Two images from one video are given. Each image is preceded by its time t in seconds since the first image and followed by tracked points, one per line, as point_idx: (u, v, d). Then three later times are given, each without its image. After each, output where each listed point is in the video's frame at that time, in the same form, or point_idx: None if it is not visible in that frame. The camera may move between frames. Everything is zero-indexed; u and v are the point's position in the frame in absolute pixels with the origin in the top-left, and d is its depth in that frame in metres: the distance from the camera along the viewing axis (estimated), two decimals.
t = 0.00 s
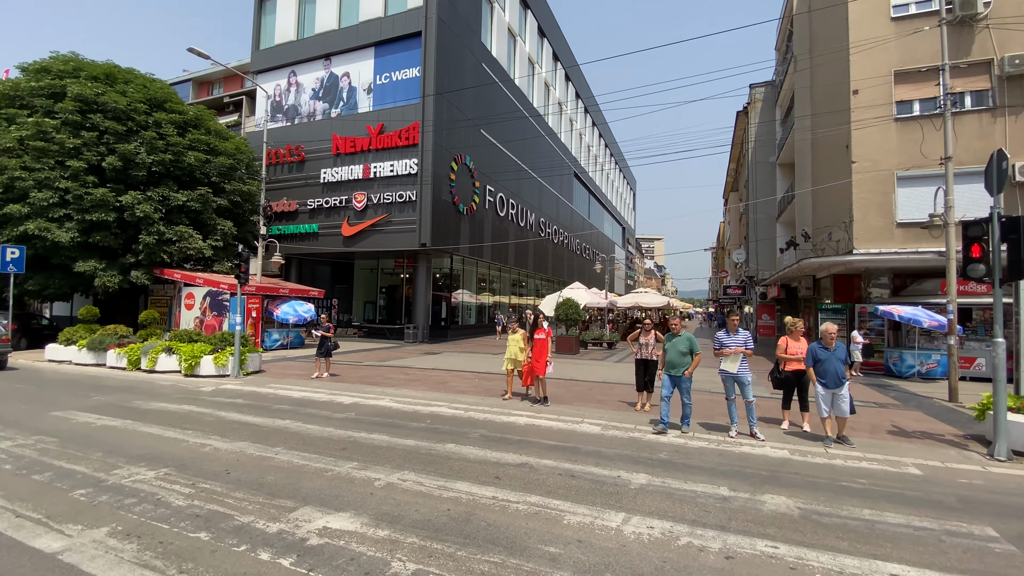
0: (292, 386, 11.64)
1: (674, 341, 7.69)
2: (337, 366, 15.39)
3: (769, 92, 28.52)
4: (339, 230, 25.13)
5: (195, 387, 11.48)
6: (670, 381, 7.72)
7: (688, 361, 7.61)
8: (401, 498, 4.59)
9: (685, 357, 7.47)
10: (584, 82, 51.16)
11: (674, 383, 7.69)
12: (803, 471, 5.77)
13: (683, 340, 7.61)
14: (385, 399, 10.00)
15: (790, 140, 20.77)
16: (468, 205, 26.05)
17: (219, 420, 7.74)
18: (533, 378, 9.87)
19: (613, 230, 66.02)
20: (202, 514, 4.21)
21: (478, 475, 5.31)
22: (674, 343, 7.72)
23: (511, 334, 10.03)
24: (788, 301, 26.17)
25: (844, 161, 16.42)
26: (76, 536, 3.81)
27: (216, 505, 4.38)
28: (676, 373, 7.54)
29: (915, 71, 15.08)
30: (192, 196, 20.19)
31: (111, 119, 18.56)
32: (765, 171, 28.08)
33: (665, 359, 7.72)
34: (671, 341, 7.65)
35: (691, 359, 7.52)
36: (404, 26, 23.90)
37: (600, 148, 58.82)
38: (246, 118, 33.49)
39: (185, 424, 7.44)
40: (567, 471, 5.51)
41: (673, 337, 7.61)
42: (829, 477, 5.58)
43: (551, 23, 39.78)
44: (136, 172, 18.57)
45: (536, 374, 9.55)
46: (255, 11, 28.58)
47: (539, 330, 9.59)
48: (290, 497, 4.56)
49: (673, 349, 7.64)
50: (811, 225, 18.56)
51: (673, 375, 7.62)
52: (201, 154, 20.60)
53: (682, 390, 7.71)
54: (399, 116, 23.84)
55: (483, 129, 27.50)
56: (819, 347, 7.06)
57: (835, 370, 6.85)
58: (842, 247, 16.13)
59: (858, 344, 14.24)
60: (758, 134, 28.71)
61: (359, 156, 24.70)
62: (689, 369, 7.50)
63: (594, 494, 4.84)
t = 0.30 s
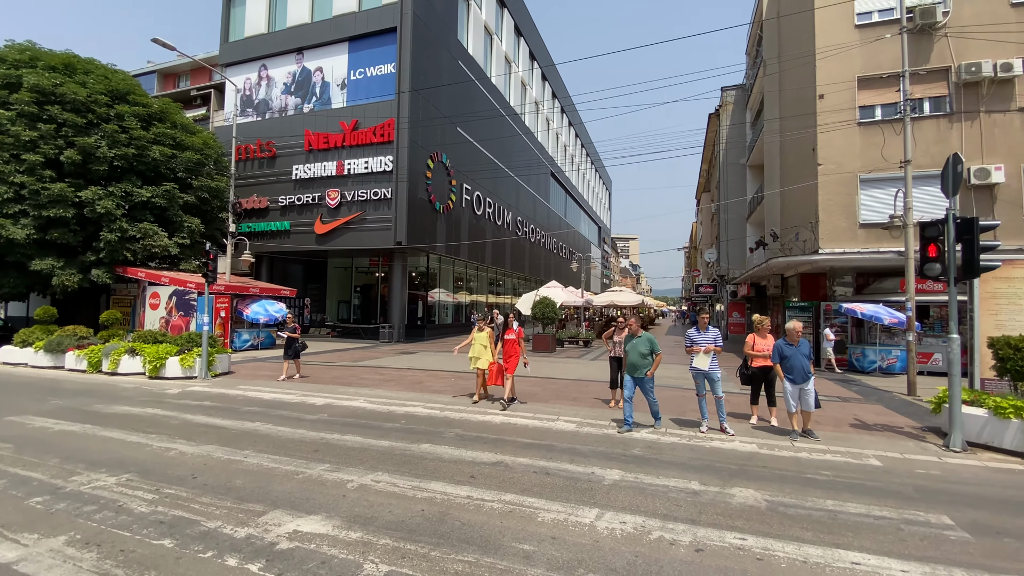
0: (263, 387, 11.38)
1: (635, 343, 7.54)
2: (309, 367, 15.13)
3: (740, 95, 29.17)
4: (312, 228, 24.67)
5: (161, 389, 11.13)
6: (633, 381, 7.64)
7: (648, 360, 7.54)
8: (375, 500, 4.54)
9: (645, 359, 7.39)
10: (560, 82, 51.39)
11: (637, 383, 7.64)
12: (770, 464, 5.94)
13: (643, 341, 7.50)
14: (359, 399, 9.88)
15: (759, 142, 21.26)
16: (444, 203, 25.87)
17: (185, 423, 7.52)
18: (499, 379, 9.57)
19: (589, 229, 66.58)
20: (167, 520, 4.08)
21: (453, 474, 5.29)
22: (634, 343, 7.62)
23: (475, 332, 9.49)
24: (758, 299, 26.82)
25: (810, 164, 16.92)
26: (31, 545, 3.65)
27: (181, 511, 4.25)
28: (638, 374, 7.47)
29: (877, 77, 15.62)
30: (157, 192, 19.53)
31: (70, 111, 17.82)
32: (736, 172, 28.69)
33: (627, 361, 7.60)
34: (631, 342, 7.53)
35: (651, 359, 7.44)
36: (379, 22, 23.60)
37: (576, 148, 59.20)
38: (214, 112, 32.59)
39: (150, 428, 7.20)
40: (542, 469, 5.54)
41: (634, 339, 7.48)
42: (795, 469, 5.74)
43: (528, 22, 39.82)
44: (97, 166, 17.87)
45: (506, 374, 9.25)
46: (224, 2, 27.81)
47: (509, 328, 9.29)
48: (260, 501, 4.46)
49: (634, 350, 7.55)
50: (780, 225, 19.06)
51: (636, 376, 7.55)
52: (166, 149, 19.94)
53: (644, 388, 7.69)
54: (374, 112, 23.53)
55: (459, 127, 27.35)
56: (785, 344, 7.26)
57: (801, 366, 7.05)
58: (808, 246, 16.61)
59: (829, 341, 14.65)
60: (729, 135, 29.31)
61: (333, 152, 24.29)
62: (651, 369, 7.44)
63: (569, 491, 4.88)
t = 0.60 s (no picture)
0: (233, 390, 11.10)
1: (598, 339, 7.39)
2: (281, 368, 14.81)
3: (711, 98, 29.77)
4: (283, 225, 24.12)
5: (123, 392, 10.74)
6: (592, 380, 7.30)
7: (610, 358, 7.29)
8: (347, 502, 4.48)
9: (608, 352, 7.17)
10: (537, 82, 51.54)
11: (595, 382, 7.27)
12: (738, 458, 6.08)
13: (606, 337, 7.34)
14: (332, 400, 9.72)
15: (730, 144, 21.74)
16: (420, 201, 25.64)
17: (149, 427, 7.28)
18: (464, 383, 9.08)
19: (566, 229, 66.94)
20: (128, 527, 3.95)
21: (428, 475, 5.26)
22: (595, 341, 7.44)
23: (442, 332, 8.93)
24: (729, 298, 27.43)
25: (778, 166, 17.38)
26: None
27: (144, 518, 4.12)
28: (598, 369, 7.15)
29: (841, 83, 16.14)
30: (120, 188, 18.86)
31: (25, 102, 17.08)
32: (708, 173, 29.25)
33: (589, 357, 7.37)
34: (593, 337, 7.35)
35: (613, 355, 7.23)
36: (353, 16, 23.26)
37: (552, 147, 59.44)
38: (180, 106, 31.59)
39: (111, 433, 6.94)
40: (518, 468, 5.55)
41: (596, 333, 7.35)
42: (763, 463, 5.90)
43: (504, 21, 39.80)
44: (55, 160, 17.18)
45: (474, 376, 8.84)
46: None
47: (479, 330, 8.86)
48: (227, 506, 4.36)
49: (596, 346, 7.34)
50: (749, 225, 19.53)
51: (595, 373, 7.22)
52: (129, 143, 19.25)
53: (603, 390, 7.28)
54: (348, 108, 23.17)
55: (435, 124, 27.17)
56: (753, 341, 7.43)
57: (770, 362, 7.23)
58: (777, 246, 17.05)
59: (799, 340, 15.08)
60: (702, 137, 29.87)
61: (305, 148, 23.81)
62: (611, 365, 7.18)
63: (544, 489, 4.91)
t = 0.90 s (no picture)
0: (201, 391, 10.82)
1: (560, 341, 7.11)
2: (252, 369, 14.49)
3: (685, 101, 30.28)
4: (254, 223, 23.54)
5: (84, 395, 10.35)
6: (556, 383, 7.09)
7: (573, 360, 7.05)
8: (320, 504, 4.42)
9: (570, 357, 6.96)
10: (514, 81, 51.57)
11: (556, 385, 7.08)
12: (708, 453, 6.22)
13: (569, 339, 7.06)
14: (304, 401, 9.56)
15: (703, 146, 22.15)
16: (395, 199, 25.35)
17: (110, 432, 7.02)
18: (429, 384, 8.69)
19: (543, 228, 67.21)
20: (88, 535, 3.81)
21: (402, 475, 5.22)
22: (559, 343, 7.21)
23: (407, 332, 8.71)
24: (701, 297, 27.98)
25: (747, 168, 17.83)
26: None
27: (105, 525, 3.98)
28: (560, 374, 6.96)
29: (808, 88, 16.62)
30: (80, 183, 18.21)
31: None
32: (681, 174, 29.72)
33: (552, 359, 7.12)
34: (557, 339, 7.09)
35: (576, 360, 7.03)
36: (327, 10, 22.87)
37: (530, 147, 59.56)
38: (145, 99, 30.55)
39: (70, 437, 6.68)
40: (493, 466, 5.56)
41: (559, 335, 7.06)
42: (733, 458, 6.04)
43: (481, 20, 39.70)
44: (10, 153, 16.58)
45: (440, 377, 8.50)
46: None
47: (447, 330, 8.65)
48: (193, 511, 4.25)
49: (559, 348, 7.10)
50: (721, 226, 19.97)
51: (556, 377, 7.02)
52: (90, 136, 18.57)
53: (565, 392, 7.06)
54: (321, 104, 22.76)
55: (411, 122, 26.92)
56: (724, 339, 7.58)
57: (740, 358, 7.41)
58: (747, 247, 17.48)
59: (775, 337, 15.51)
60: (675, 139, 30.36)
61: (277, 144, 23.30)
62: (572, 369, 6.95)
63: (520, 487, 4.93)
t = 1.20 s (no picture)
0: (169, 393, 10.53)
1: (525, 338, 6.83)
2: (223, 370, 14.15)
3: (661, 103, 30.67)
4: (225, 220, 22.95)
5: (44, 398, 9.94)
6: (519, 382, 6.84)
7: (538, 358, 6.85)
8: (291, 507, 4.34)
9: (535, 354, 6.71)
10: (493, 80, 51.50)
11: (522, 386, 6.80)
12: (682, 449, 6.33)
13: (534, 336, 6.83)
14: (277, 403, 9.38)
15: (678, 148, 22.47)
16: (372, 197, 25.05)
17: (71, 436, 6.76)
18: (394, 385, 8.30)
19: (522, 228, 67.32)
20: (48, 543, 3.67)
21: (377, 476, 5.16)
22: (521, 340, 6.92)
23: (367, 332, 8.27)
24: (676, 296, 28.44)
25: (720, 169, 18.20)
26: None
27: (66, 532, 3.84)
28: (527, 372, 6.68)
29: (779, 92, 17.03)
30: (41, 177, 17.56)
31: None
32: (657, 175, 30.12)
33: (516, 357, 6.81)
34: (521, 336, 6.85)
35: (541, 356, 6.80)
36: (301, 4, 22.45)
37: (508, 146, 59.57)
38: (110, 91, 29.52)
39: (27, 442, 6.41)
40: (469, 466, 5.55)
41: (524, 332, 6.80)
42: (705, 453, 6.16)
43: (459, 18, 39.52)
44: None
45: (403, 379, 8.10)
46: None
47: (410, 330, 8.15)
48: (160, 517, 4.13)
49: (524, 346, 6.84)
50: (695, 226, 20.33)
51: (523, 376, 6.73)
52: (51, 129, 17.93)
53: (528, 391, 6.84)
54: (295, 99, 22.35)
55: (388, 119, 26.64)
56: (697, 337, 7.71)
57: (713, 356, 7.57)
58: (719, 247, 17.85)
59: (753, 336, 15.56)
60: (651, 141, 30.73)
61: (249, 140, 22.77)
62: (540, 367, 6.75)
63: (495, 486, 4.93)
